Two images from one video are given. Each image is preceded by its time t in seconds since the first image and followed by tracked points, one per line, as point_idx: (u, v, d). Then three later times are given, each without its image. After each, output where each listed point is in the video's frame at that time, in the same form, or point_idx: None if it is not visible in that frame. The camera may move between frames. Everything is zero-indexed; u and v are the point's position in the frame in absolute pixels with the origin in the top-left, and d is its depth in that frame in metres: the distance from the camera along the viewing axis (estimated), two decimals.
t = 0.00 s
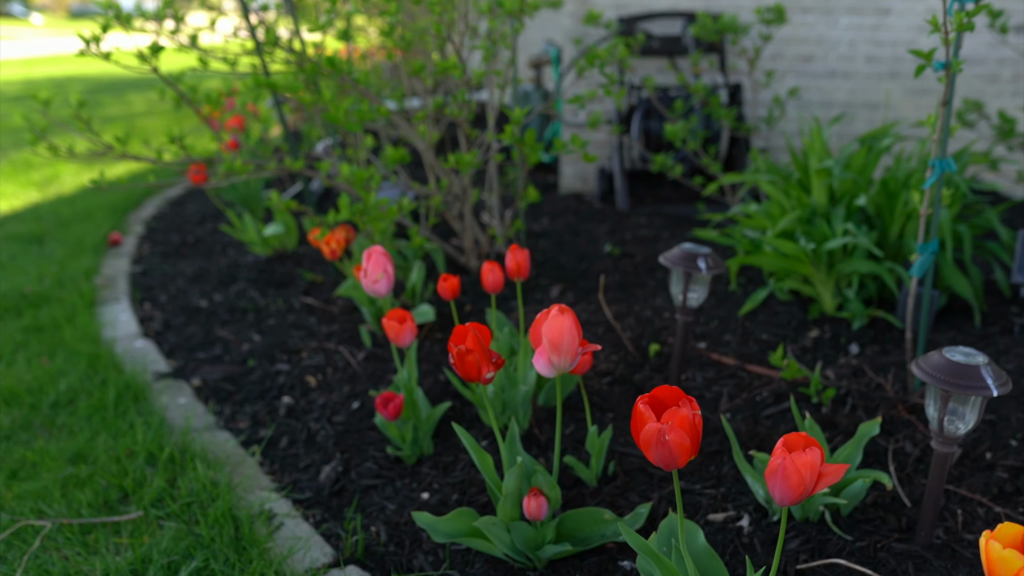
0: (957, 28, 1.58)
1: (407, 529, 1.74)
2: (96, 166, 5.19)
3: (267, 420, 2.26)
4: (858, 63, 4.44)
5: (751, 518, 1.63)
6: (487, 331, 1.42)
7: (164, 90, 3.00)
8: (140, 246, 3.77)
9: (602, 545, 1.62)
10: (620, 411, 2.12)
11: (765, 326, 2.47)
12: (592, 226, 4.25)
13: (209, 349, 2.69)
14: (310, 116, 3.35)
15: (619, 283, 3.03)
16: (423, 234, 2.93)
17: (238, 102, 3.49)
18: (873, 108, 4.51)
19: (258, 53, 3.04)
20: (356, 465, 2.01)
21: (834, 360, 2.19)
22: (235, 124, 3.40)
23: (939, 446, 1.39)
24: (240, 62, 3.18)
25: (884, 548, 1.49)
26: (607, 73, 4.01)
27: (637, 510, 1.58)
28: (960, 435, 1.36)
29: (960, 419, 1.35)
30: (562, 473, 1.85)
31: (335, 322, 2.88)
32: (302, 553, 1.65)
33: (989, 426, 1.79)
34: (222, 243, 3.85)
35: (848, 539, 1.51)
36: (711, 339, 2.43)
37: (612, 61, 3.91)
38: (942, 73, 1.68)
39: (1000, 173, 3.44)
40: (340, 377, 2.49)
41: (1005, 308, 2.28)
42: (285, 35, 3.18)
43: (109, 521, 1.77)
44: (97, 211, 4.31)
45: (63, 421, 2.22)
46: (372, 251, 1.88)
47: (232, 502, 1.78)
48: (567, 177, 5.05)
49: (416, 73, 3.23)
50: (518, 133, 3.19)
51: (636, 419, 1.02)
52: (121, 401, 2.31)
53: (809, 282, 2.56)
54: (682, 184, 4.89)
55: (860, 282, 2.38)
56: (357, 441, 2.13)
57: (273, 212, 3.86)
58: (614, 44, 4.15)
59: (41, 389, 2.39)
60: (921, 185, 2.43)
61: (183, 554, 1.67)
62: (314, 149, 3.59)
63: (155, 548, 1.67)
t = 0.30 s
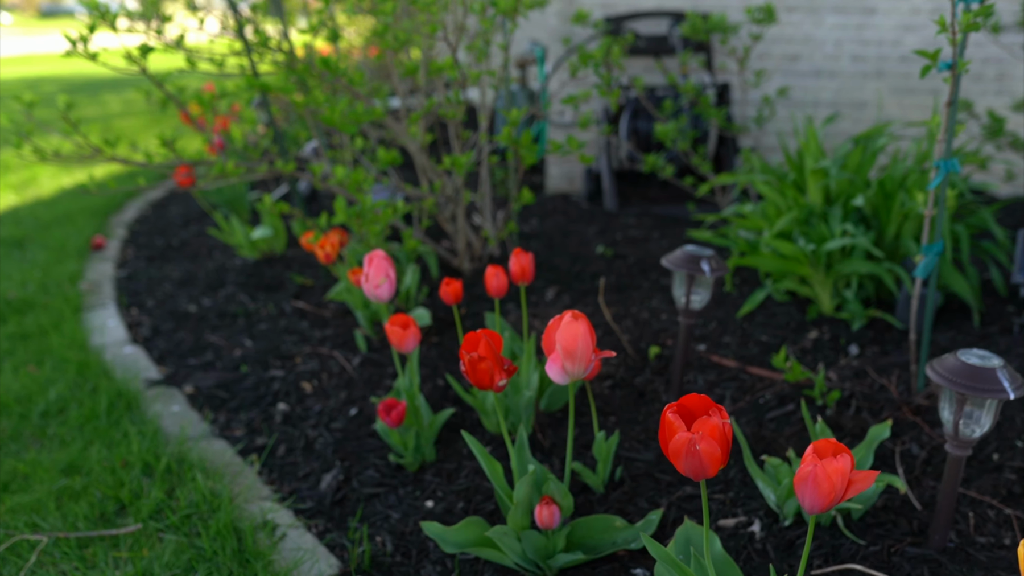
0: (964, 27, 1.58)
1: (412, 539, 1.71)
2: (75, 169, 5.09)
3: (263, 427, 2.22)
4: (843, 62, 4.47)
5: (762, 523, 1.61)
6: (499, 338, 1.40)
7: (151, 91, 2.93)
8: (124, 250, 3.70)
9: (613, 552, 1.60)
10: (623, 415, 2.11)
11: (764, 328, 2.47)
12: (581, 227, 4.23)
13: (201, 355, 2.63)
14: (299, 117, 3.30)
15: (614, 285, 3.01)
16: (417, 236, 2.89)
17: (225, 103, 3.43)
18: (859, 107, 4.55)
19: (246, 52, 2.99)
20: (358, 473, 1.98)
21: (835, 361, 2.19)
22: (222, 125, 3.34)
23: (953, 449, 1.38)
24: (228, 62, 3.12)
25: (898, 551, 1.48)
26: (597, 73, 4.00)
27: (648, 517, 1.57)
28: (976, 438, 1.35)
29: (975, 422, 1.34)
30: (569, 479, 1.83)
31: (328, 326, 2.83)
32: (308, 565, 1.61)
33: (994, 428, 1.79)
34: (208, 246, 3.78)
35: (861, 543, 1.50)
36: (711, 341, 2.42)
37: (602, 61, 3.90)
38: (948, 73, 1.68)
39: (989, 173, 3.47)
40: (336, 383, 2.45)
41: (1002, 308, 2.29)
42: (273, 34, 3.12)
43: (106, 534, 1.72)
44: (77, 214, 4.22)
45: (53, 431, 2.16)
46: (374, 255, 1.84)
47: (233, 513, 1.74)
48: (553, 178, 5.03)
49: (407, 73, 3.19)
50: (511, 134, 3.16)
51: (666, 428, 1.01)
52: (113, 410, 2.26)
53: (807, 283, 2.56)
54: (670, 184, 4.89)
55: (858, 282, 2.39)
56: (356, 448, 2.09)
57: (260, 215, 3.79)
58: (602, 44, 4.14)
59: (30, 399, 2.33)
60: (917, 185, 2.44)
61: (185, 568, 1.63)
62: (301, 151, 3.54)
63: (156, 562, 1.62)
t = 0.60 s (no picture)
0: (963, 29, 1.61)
1: (413, 549, 1.69)
2: (47, 172, 4.98)
3: (254, 436, 2.18)
4: (823, 62, 4.51)
5: (766, 528, 1.60)
6: (506, 346, 1.38)
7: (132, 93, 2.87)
8: (102, 255, 3.63)
9: (618, 560, 1.59)
10: (620, 420, 2.10)
11: (756, 330, 2.47)
12: (566, 228, 4.21)
13: (187, 362, 2.58)
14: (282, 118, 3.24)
15: (604, 287, 3.00)
16: (405, 239, 2.85)
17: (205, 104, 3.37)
18: (838, 107, 4.59)
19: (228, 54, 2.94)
20: (354, 482, 1.94)
21: (829, 363, 2.21)
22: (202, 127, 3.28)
23: (958, 452, 1.39)
24: (209, 63, 3.07)
25: (903, 555, 1.49)
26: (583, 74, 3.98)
27: (654, 524, 1.56)
28: (981, 441, 1.36)
29: (980, 426, 1.35)
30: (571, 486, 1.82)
31: (316, 331, 2.78)
32: None
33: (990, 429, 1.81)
34: (189, 250, 3.71)
35: (866, 548, 1.49)
36: (704, 344, 2.42)
37: (588, 63, 3.89)
38: (945, 76, 1.70)
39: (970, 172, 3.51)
40: (327, 390, 2.40)
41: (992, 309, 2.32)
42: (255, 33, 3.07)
43: (99, 549, 1.68)
44: (52, 219, 4.13)
45: (39, 443, 2.11)
46: (370, 261, 1.82)
47: (229, 525, 1.71)
48: (535, 179, 5.02)
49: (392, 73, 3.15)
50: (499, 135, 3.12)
51: (687, 439, 1.00)
52: (100, 420, 2.22)
53: (798, 285, 2.57)
54: (652, 184, 4.89)
55: (849, 283, 2.40)
56: (351, 457, 2.06)
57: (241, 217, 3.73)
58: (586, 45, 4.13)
59: (13, 410, 2.27)
60: (906, 187, 2.47)
61: None
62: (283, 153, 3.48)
63: None
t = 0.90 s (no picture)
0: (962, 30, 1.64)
1: (414, 560, 1.66)
2: (22, 176, 4.90)
3: (246, 446, 2.14)
4: (803, 63, 4.55)
5: (771, 535, 1.60)
6: (512, 355, 1.37)
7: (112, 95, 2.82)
8: (82, 260, 3.58)
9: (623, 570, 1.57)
10: (617, 425, 2.08)
11: (749, 332, 2.47)
12: (550, 229, 4.15)
13: (173, 370, 2.54)
14: (266, 120, 3.19)
15: (595, 290, 2.97)
16: (394, 243, 2.82)
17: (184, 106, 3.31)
18: (818, 108, 4.63)
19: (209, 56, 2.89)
20: (350, 492, 1.91)
21: (824, 366, 2.21)
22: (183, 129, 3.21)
23: (964, 457, 1.40)
24: (190, 65, 3.02)
25: (908, 560, 1.49)
26: (573, 76, 3.95)
27: (659, 533, 1.55)
28: (987, 446, 1.37)
29: (986, 430, 1.35)
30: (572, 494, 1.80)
31: (304, 337, 2.73)
32: None
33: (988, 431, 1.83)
34: (171, 254, 3.65)
35: (872, 553, 1.49)
36: (699, 347, 2.41)
37: (577, 65, 3.86)
38: (943, 80, 1.72)
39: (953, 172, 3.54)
40: (318, 398, 2.35)
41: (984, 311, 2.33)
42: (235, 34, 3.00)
43: (92, 566, 1.63)
44: (28, 223, 4.05)
45: (25, 455, 2.06)
46: (366, 268, 1.79)
47: (226, 539, 1.67)
48: (518, 180, 5.00)
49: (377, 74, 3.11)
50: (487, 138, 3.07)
51: (710, 450, 0.98)
52: (88, 431, 2.17)
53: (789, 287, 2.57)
54: (635, 185, 4.87)
55: (842, 286, 2.40)
56: (345, 466, 2.03)
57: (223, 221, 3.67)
58: (569, 47, 4.10)
59: None
60: (896, 188, 2.48)
61: None
62: (266, 155, 3.41)
63: None
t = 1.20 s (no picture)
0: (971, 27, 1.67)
1: (422, 571, 1.63)
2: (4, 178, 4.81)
3: (244, 454, 2.10)
4: (793, 62, 4.56)
5: (785, 541, 1.59)
6: (527, 363, 1.35)
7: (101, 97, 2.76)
8: (67, 265, 3.53)
9: None
10: (623, 430, 2.06)
11: (751, 334, 2.45)
12: (542, 231, 4.00)
13: (166, 377, 2.50)
14: (257, 121, 3.14)
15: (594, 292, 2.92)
16: (390, 247, 2.78)
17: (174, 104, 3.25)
18: (808, 107, 4.64)
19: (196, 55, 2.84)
20: (353, 501, 1.87)
21: (828, 369, 2.21)
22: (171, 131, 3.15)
23: (981, 461, 1.39)
24: (179, 66, 2.97)
25: (925, 565, 1.48)
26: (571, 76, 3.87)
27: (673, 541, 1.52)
28: (1005, 450, 1.36)
29: (1004, 435, 1.34)
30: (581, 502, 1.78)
31: (300, 342, 2.67)
32: None
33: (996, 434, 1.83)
34: (159, 258, 3.58)
35: (888, 559, 1.49)
36: (701, 350, 2.39)
37: (575, 65, 3.79)
38: (951, 79, 1.74)
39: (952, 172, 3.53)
40: (316, 404, 2.31)
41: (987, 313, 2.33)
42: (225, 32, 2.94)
43: None
44: (11, 227, 3.98)
45: (17, 466, 2.01)
46: (369, 273, 1.76)
47: (229, 552, 1.63)
48: (507, 181, 4.96)
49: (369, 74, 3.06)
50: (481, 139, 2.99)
51: (743, 461, 0.98)
52: (82, 441, 2.12)
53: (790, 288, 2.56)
54: (625, 184, 4.77)
55: (843, 287, 2.40)
56: (346, 474, 1.99)
57: (211, 223, 3.60)
58: (560, 46, 4.04)
59: None
60: (896, 189, 2.49)
61: None
62: (256, 157, 3.34)
63: None
